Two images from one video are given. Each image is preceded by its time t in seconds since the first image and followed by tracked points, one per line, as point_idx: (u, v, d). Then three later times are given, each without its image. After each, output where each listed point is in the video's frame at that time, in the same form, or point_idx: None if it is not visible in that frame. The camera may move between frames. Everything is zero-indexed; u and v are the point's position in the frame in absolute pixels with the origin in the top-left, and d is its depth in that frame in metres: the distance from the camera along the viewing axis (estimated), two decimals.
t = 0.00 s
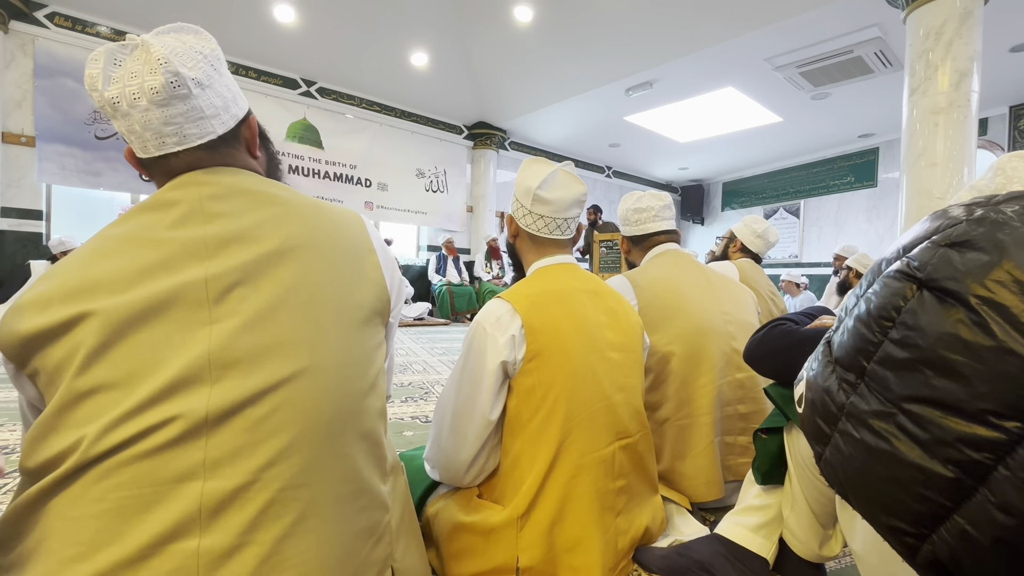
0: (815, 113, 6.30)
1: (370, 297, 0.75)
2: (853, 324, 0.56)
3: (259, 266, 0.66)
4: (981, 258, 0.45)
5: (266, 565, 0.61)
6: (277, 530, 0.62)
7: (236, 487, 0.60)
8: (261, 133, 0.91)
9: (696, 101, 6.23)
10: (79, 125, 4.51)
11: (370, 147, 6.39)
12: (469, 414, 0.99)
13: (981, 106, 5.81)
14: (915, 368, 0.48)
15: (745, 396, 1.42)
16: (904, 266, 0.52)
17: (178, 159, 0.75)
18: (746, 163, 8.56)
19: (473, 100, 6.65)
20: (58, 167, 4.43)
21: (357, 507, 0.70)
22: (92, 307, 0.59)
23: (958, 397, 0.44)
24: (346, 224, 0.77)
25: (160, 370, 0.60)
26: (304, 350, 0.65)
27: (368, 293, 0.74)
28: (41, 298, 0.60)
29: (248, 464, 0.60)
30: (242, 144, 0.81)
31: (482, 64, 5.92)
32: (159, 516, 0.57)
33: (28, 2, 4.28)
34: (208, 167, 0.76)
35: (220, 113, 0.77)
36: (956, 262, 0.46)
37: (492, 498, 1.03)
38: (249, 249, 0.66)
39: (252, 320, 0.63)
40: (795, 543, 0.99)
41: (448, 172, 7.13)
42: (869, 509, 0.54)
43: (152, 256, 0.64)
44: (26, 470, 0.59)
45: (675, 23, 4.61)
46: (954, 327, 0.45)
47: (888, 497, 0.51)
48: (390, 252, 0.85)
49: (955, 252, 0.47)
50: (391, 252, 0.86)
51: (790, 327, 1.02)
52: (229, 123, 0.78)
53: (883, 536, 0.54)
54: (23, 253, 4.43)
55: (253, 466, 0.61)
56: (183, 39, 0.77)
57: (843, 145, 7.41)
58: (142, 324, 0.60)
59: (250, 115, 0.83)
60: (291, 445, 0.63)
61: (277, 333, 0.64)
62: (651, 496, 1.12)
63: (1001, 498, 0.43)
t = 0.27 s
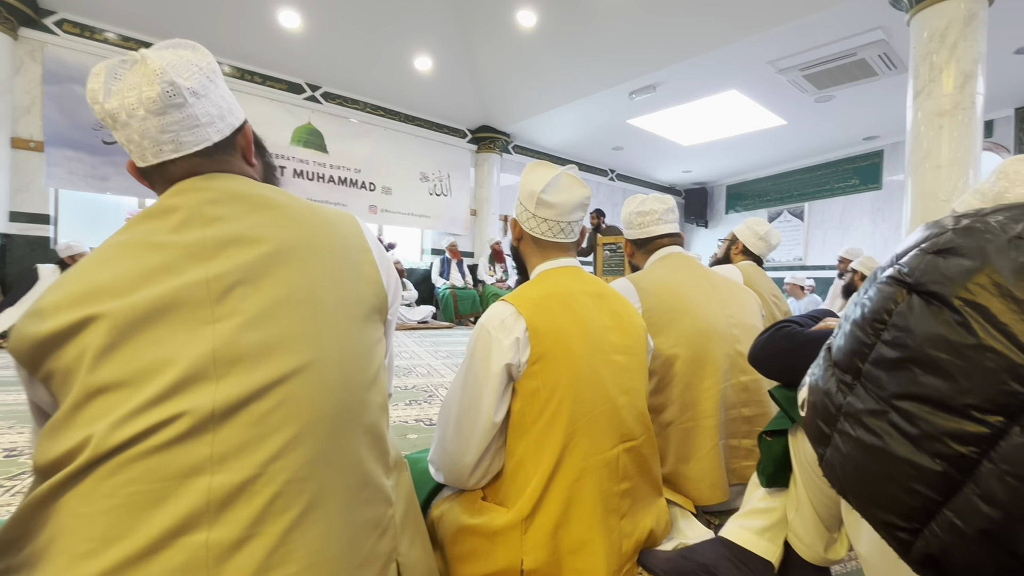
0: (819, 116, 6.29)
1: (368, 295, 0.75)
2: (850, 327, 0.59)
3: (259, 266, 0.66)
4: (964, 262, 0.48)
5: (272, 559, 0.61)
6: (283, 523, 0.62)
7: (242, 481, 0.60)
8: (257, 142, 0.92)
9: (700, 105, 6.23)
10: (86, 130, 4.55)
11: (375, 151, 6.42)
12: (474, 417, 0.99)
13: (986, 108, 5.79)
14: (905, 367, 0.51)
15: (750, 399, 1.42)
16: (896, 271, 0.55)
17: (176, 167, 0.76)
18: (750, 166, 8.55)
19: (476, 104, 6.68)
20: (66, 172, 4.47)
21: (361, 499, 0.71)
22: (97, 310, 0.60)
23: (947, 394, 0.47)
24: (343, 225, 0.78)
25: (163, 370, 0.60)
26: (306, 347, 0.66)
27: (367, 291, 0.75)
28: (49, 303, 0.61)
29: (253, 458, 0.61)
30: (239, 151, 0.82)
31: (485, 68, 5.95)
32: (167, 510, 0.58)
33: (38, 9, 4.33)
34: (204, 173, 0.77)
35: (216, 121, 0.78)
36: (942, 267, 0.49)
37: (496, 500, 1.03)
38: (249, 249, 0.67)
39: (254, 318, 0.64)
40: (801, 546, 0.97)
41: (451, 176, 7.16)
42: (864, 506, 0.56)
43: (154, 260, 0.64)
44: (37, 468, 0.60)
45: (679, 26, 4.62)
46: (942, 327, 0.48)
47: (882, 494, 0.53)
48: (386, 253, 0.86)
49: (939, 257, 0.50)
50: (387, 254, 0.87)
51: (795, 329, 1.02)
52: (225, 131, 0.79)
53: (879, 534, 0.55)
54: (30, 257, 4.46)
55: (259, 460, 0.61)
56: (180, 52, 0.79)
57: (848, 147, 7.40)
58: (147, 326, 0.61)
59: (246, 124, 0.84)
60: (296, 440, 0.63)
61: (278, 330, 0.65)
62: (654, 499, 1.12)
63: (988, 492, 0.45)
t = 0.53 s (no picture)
0: (823, 120, 6.29)
1: (369, 296, 0.76)
2: (844, 331, 0.60)
3: (262, 270, 0.68)
4: (948, 269, 0.50)
5: (276, 554, 0.62)
6: (287, 520, 0.63)
7: (246, 477, 0.62)
8: (261, 148, 0.93)
9: (704, 109, 6.25)
10: (96, 137, 4.63)
11: (380, 156, 6.47)
12: (479, 419, 1.00)
13: (992, 112, 5.77)
14: (893, 366, 0.52)
15: (753, 403, 1.42)
16: (887, 278, 0.56)
17: (185, 175, 0.78)
18: (755, 170, 8.55)
19: (481, 109, 6.72)
20: (75, 178, 4.53)
21: (365, 497, 0.72)
22: (111, 313, 0.62)
23: (932, 390, 0.48)
24: (347, 228, 0.79)
25: (170, 370, 0.62)
26: (309, 347, 0.67)
27: (368, 292, 0.77)
28: (70, 309, 0.63)
29: (259, 454, 0.62)
30: (243, 157, 0.83)
31: (490, 74, 5.99)
32: (176, 505, 0.59)
33: (50, 18, 4.41)
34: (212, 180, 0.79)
35: (220, 129, 0.80)
36: (930, 272, 0.51)
37: (502, 502, 1.04)
38: (253, 253, 0.69)
39: (257, 318, 0.66)
40: (806, 549, 0.97)
41: (456, 181, 7.20)
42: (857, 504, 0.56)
43: (164, 265, 0.66)
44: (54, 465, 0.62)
45: (682, 32, 4.64)
46: (928, 329, 0.49)
47: (874, 490, 0.54)
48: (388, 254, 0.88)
49: (925, 264, 0.52)
50: (389, 257, 0.88)
51: (798, 332, 1.03)
52: (229, 138, 0.81)
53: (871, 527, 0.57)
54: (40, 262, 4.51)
55: (262, 458, 0.62)
56: (182, 65, 0.81)
57: (853, 152, 7.39)
58: (156, 328, 0.63)
59: (249, 130, 0.86)
60: (298, 438, 0.64)
61: (280, 330, 0.66)
62: (658, 503, 1.13)
63: (971, 482, 0.46)
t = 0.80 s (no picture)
0: (824, 124, 6.30)
1: (380, 303, 0.77)
2: (827, 340, 0.61)
3: (276, 277, 0.69)
4: (919, 281, 0.51)
5: (284, 561, 0.63)
6: (295, 527, 0.64)
7: (257, 484, 0.62)
8: (274, 154, 0.95)
9: (704, 113, 6.27)
10: (100, 141, 4.65)
11: (381, 160, 6.49)
12: (479, 422, 1.00)
13: (992, 116, 5.78)
14: (870, 372, 0.53)
15: (753, 407, 1.42)
16: (865, 291, 0.57)
17: (201, 179, 0.79)
18: (755, 174, 8.55)
19: (482, 113, 6.75)
20: (79, 182, 4.56)
21: (370, 506, 0.72)
22: (129, 317, 0.63)
23: (906, 394, 0.49)
24: (359, 236, 0.80)
25: (186, 375, 0.63)
26: (318, 355, 0.67)
27: (380, 301, 0.77)
28: (88, 311, 0.64)
29: (269, 461, 0.63)
30: (258, 163, 0.85)
31: (491, 78, 6.01)
32: (187, 510, 0.60)
33: (55, 23, 4.44)
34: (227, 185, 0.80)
35: (237, 134, 0.81)
36: (902, 285, 0.52)
37: (502, 506, 1.04)
38: (268, 259, 0.69)
39: (272, 325, 0.66)
40: (804, 554, 0.95)
41: (457, 185, 7.22)
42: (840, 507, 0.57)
43: (181, 269, 0.68)
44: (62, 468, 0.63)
45: (682, 36, 4.67)
46: (902, 335, 0.50)
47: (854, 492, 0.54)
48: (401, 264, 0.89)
49: (899, 278, 0.53)
50: (401, 263, 0.89)
51: (797, 337, 1.03)
52: (245, 143, 0.82)
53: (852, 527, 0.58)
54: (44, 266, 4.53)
55: (273, 465, 0.63)
56: (200, 72, 0.83)
57: (853, 155, 7.40)
58: (173, 332, 0.64)
59: (263, 136, 0.87)
60: (308, 446, 0.65)
61: (294, 338, 0.67)
62: (658, 506, 1.13)
63: (942, 482, 0.47)
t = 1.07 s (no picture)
0: (826, 125, 6.29)
1: (385, 305, 0.77)
2: (813, 345, 0.69)
3: (280, 278, 0.69)
4: (900, 287, 0.60)
5: (284, 564, 0.63)
6: (296, 530, 0.64)
7: (258, 487, 0.62)
8: (282, 154, 0.95)
9: (706, 114, 6.26)
10: (102, 142, 4.67)
11: (383, 161, 6.50)
12: (480, 423, 1.01)
13: (995, 117, 5.77)
14: (853, 372, 0.61)
15: (755, 409, 1.42)
16: (850, 298, 0.66)
17: (208, 180, 0.79)
18: (757, 175, 8.54)
19: (483, 114, 6.75)
20: (81, 183, 4.57)
21: (371, 511, 0.72)
22: (133, 316, 0.63)
23: (887, 393, 0.57)
24: (364, 237, 0.80)
25: (189, 375, 0.63)
26: (323, 358, 0.68)
27: (383, 302, 0.77)
28: (93, 310, 0.65)
29: (269, 465, 0.63)
30: (265, 163, 0.85)
31: (493, 79, 6.02)
32: (187, 512, 0.60)
33: (58, 25, 4.46)
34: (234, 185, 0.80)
35: (246, 135, 0.82)
36: (884, 290, 0.61)
37: (502, 507, 1.04)
38: (272, 261, 0.70)
39: (274, 328, 0.66)
40: (806, 555, 0.95)
41: (459, 186, 7.22)
42: (823, 505, 0.64)
43: (186, 269, 0.68)
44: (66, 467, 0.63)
45: (684, 38, 4.67)
46: (883, 338, 0.59)
47: (837, 489, 0.61)
48: (405, 264, 0.89)
49: (881, 284, 0.62)
50: (406, 263, 0.89)
51: (799, 338, 1.02)
52: (253, 144, 0.83)
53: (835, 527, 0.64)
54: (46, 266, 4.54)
55: (274, 468, 0.63)
56: (210, 71, 0.83)
57: (855, 156, 7.39)
58: (177, 332, 0.64)
59: (272, 136, 0.88)
60: (309, 450, 0.65)
61: (296, 341, 0.67)
62: (661, 507, 1.13)
63: (920, 476, 0.55)
